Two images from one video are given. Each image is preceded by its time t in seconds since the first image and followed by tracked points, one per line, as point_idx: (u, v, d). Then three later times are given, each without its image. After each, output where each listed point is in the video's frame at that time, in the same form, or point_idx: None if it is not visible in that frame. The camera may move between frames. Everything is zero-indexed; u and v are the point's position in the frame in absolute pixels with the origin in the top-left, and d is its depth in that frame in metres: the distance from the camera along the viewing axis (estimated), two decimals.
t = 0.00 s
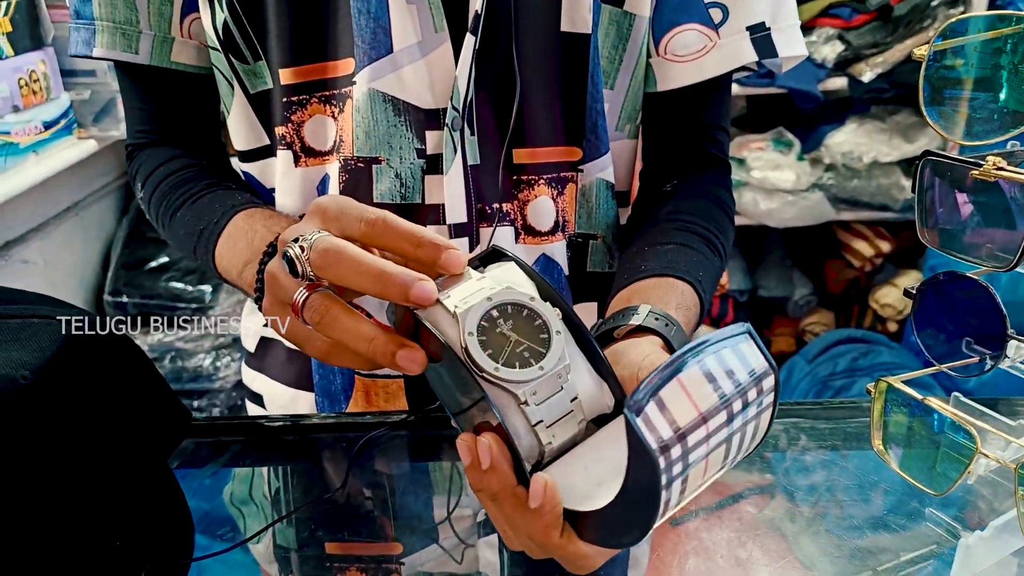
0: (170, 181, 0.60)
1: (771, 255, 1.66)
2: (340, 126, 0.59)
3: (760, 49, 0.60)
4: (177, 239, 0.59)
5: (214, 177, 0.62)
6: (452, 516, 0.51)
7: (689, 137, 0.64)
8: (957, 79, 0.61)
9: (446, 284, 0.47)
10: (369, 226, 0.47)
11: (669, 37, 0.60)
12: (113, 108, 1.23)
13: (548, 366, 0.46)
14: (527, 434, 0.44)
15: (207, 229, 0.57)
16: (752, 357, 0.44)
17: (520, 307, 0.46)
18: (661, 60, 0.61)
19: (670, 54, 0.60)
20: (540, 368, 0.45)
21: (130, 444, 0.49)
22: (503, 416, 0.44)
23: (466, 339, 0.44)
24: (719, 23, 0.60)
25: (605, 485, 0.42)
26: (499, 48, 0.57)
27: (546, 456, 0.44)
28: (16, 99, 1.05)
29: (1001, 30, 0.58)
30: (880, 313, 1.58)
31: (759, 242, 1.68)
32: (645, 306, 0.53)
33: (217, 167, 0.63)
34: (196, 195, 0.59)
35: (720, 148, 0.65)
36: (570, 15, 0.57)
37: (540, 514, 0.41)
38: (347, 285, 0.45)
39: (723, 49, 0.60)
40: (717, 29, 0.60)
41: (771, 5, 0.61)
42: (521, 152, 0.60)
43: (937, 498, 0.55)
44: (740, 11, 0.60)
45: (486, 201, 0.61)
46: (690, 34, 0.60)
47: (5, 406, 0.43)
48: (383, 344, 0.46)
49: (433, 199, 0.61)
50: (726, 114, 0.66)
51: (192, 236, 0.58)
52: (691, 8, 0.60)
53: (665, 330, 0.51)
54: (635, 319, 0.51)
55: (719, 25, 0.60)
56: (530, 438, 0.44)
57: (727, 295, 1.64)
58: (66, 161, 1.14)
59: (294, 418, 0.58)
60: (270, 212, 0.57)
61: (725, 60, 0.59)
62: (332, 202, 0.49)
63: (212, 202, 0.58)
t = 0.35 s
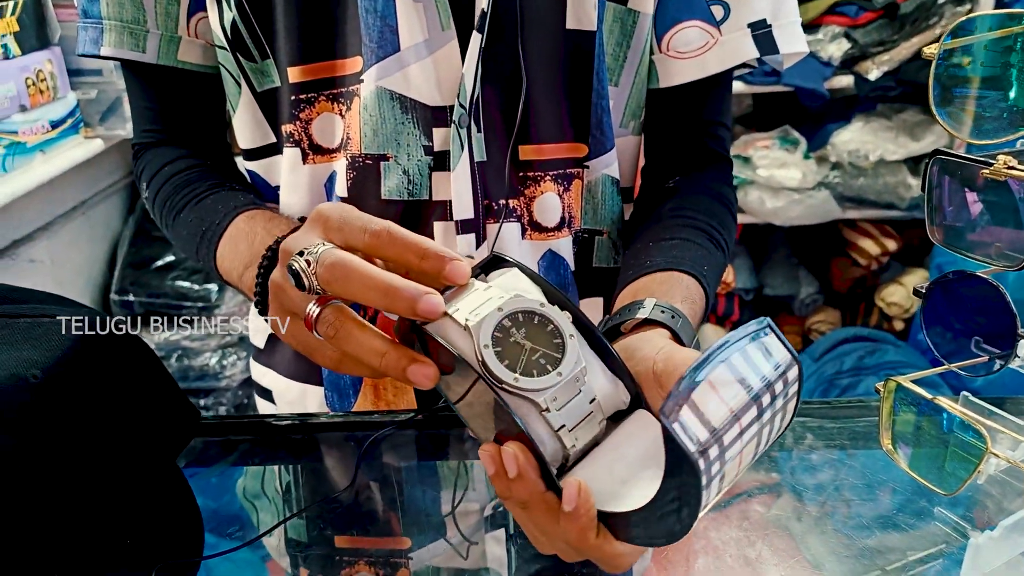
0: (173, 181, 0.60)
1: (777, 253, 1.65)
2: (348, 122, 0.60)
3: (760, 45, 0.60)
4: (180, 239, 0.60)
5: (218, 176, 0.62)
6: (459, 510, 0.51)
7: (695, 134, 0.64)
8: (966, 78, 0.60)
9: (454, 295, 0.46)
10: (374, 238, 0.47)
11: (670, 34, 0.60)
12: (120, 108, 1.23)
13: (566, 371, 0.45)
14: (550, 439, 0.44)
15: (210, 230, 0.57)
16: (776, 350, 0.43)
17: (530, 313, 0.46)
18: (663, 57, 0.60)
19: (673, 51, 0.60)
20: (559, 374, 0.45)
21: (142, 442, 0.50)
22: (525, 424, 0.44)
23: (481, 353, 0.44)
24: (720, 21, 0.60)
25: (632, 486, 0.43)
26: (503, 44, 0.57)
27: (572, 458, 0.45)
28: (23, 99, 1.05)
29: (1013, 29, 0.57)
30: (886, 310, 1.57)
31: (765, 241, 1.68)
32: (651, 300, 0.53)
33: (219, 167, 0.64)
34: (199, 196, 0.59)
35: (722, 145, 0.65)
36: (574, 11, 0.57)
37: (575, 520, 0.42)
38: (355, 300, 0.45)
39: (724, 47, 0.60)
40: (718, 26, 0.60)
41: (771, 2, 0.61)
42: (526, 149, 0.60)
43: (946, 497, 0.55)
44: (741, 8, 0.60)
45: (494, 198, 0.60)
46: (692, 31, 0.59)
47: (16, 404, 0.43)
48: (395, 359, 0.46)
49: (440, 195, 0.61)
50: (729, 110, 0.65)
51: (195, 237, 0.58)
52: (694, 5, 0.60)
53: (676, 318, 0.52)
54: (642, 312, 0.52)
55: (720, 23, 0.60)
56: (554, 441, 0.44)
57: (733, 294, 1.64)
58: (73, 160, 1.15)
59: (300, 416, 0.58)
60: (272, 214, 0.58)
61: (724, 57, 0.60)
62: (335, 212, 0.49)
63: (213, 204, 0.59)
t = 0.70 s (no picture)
0: (174, 193, 0.61)
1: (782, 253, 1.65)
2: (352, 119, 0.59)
3: (763, 40, 0.60)
4: (180, 253, 0.60)
5: (218, 189, 0.62)
6: (464, 502, 0.50)
7: (698, 130, 0.64)
8: (972, 78, 0.60)
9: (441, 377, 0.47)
10: (363, 310, 0.48)
11: (675, 31, 0.60)
12: (127, 109, 1.24)
13: (594, 389, 0.45)
14: (615, 452, 0.45)
15: (207, 249, 0.58)
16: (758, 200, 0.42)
17: (545, 353, 0.47)
18: (667, 53, 0.61)
19: (678, 48, 0.60)
20: (590, 396, 0.45)
21: (147, 439, 0.50)
22: (591, 453, 0.44)
23: (503, 399, 0.44)
24: (724, 19, 0.60)
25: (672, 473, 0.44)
26: (507, 40, 0.57)
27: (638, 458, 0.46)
28: (31, 101, 1.06)
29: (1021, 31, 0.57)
30: (892, 311, 1.56)
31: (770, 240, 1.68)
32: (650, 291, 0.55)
33: (221, 178, 0.64)
34: (197, 210, 0.60)
35: (724, 138, 0.65)
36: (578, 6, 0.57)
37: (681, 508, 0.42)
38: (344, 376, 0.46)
39: (728, 43, 0.60)
40: (721, 22, 0.60)
41: None
42: (531, 145, 0.61)
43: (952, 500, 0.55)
44: (744, 5, 0.61)
45: (497, 193, 0.61)
46: (694, 27, 0.60)
47: (24, 405, 0.44)
48: (364, 436, 0.46)
49: (444, 191, 0.60)
50: (731, 106, 0.65)
51: (195, 251, 0.58)
52: (697, 2, 0.61)
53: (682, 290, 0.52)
54: (641, 303, 0.54)
55: (723, 19, 0.60)
56: (617, 454, 0.45)
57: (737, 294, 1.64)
58: (80, 161, 1.15)
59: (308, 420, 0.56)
60: (266, 238, 0.58)
61: (729, 52, 0.60)
62: (321, 280, 0.50)
63: (211, 221, 0.59)
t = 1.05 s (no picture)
0: (178, 209, 0.59)
1: (781, 252, 1.65)
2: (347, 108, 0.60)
3: (760, 31, 0.60)
4: (182, 276, 0.58)
5: (221, 208, 0.60)
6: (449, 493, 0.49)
7: (695, 121, 0.64)
8: (969, 78, 0.60)
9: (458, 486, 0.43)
10: (402, 419, 0.43)
11: (676, 23, 0.60)
12: (127, 109, 1.24)
13: (629, 503, 0.41)
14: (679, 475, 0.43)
15: (212, 277, 0.56)
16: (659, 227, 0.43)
17: (546, 474, 0.43)
18: (667, 46, 0.61)
19: (678, 41, 0.60)
20: (625, 512, 0.41)
21: (150, 438, 0.50)
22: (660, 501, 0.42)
23: (539, 532, 0.40)
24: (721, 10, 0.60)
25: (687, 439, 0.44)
26: (505, 33, 0.57)
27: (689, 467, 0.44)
28: (31, 100, 1.06)
29: (1017, 28, 0.58)
30: (891, 310, 1.54)
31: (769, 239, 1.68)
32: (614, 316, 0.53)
33: (224, 195, 0.61)
34: (202, 231, 0.57)
35: (722, 128, 0.65)
36: None
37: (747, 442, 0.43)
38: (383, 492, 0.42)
39: (727, 35, 0.60)
40: (718, 13, 0.60)
41: None
42: (527, 134, 0.61)
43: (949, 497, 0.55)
44: None
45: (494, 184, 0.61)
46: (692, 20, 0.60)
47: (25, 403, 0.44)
48: (398, 542, 0.42)
49: (440, 178, 0.61)
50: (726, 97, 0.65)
51: (198, 275, 0.56)
52: None
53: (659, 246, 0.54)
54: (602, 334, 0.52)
55: (721, 10, 0.60)
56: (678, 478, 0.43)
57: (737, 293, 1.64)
58: (81, 161, 1.16)
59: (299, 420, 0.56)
60: (280, 272, 0.56)
61: (728, 44, 0.60)
62: (360, 370, 0.46)
63: (216, 245, 0.57)
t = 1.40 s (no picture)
0: (188, 212, 0.59)
1: (782, 249, 1.65)
2: (344, 110, 0.60)
3: (757, 30, 0.60)
4: (196, 280, 0.58)
5: (230, 210, 0.60)
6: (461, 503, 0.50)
7: (691, 120, 0.65)
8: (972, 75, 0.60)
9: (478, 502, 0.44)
10: (428, 443, 0.43)
11: (672, 23, 0.60)
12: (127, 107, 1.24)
13: (762, 553, 0.41)
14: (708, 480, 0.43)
15: (228, 282, 0.56)
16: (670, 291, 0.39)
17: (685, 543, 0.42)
18: (664, 47, 0.61)
19: (674, 41, 0.60)
20: (762, 564, 0.40)
21: (148, 439, 0.50)
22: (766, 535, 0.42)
23: None
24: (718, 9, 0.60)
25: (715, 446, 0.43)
26: (501, 34, 0.57)
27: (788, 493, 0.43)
28: (31, 99, 1.06)
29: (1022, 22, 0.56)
30: (892, 306, 1.56)
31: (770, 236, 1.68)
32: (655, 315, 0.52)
33: (231, 196, 0.62)
34: (215, 236, 0.58)
35: (717, 128, 0.65)
36: None
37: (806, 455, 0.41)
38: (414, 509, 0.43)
39: (724, 34, 0.60)
40: (715, 13, 0.60)
41: None
42: (524, 134, 0.61)
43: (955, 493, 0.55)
44: None
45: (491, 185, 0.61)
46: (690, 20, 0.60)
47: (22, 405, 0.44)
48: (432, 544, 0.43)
49: (436, 181, 0.61)
50: (720, 95, 0.66)
51: (213, 280, 0.57)
52: None
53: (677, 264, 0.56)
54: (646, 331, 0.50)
55: (717, 10, 0.60)
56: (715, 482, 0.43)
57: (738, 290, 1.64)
58: (81, 159, 1.16)
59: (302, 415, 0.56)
60: (296, 279, 0.56)
61: (725, 44, 0.60)
62: (386, 393, 0.45)
63: (230, 249, 0.57)
